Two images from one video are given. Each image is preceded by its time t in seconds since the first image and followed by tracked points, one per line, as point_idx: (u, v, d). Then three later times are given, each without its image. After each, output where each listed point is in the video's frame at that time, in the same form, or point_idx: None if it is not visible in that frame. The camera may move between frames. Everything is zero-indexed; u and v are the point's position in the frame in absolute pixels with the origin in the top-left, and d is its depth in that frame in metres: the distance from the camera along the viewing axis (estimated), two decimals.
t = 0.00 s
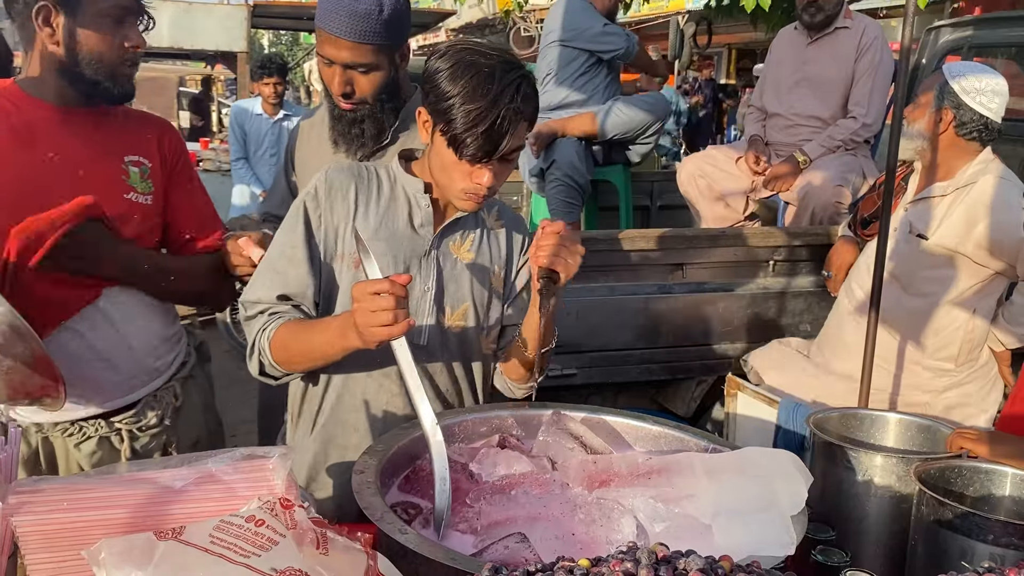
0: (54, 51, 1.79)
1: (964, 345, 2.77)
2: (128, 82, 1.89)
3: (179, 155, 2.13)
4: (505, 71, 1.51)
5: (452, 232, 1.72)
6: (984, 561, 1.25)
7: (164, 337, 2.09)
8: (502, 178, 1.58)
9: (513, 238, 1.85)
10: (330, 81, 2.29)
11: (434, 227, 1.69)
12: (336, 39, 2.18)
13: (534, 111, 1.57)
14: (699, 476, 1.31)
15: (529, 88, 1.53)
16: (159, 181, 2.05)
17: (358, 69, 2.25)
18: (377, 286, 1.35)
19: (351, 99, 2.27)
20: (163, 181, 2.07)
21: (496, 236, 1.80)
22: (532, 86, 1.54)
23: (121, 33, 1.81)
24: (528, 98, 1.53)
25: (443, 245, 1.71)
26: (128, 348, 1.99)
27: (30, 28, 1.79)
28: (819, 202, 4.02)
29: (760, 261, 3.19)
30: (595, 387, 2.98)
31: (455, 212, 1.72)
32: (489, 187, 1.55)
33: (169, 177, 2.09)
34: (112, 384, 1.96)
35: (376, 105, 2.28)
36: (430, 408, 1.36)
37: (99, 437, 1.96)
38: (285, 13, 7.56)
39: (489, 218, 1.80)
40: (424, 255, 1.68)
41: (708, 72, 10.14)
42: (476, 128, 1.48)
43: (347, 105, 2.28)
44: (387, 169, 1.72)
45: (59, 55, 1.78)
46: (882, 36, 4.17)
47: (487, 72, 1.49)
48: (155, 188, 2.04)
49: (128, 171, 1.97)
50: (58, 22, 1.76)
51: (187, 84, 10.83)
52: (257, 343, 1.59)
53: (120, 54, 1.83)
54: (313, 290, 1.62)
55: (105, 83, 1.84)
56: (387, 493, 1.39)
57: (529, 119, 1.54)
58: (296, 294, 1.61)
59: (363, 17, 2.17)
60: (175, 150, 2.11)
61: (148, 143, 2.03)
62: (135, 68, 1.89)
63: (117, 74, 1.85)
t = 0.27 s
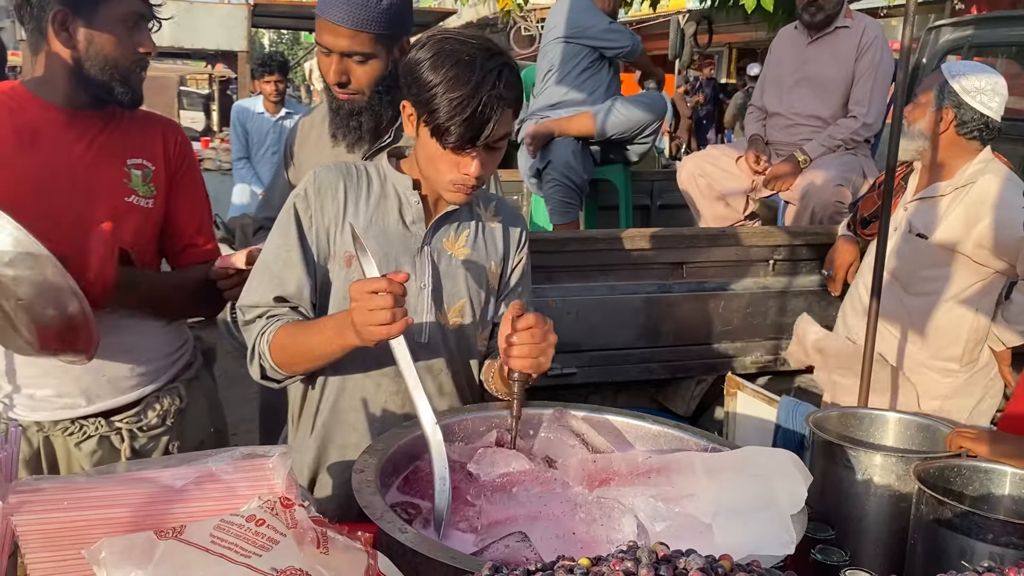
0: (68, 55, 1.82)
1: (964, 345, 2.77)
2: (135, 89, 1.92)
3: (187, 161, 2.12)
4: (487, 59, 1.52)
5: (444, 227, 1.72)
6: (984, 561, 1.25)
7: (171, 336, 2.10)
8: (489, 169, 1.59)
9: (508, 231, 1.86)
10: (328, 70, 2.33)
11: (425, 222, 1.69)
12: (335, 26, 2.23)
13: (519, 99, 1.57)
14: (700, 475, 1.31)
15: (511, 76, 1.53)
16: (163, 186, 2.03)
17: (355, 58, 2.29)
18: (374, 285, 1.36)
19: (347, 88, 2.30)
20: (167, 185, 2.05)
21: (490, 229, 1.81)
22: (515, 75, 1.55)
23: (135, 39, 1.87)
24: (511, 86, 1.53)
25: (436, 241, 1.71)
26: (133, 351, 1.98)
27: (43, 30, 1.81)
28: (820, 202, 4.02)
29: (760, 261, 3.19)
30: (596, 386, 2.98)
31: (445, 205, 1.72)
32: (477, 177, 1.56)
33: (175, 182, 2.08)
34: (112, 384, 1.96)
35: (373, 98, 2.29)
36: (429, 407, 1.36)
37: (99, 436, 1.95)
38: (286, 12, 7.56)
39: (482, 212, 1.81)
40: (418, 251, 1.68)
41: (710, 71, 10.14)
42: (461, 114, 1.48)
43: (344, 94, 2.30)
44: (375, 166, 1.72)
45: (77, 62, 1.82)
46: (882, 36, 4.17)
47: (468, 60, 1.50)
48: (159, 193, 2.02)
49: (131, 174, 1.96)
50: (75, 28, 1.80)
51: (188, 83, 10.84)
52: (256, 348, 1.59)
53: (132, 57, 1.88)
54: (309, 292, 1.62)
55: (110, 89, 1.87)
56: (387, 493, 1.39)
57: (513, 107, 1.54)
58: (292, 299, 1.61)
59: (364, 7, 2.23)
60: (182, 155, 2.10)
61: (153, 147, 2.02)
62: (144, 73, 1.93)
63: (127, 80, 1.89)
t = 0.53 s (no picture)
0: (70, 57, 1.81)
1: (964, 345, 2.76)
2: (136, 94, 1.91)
3: (192, 161, 2.10)
4: (453, 52, 1.52)
5: (434, 221, 1.71)
6: (983, 561, 1.25)
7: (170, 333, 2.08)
8: (467, 162, 1.59)
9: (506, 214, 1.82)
10: (326, 65, 2.32)
11: (413, 218, 1.69)
12: (333, 19, 2.23)
13: (490, 90, 1.56)
14: (699, 475, 1.31)
15: (477, 67, 1.53)
16: (161, 189, 2.02)
17: (352, 51, 2.27)
18: (365, 289, 1.35)
19: (345, 83, 2.29)
20: (167, 189, 2.04)
21: (485, 216, 1.78)
22: (482, 66, 1.55)
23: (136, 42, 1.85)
24: (478, 78, 1.52)
25: (426, 236, 1.70)
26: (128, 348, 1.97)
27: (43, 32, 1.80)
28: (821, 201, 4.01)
29: (759, 260, 3.19)
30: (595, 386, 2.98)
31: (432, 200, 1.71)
32: (452, 172, 1.56)
33: (178, 184, 2.07)
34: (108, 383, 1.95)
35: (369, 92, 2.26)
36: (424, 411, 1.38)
37: (90, 433, 1.96)
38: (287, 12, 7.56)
39: (476, 200, 1.79)
40: (409, 248, 1.68)
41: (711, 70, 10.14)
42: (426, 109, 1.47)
43: (340, 89, 2.28)
44: (361, 167, 1.73)
45: (80, 68, 1.82)
46: (883, 36, 4.16)
47: (433, 55, 1.50)
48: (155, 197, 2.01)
49: (127, 178, 1.96)
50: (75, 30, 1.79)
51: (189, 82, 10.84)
52: (257, 359, 1.59)
53: (134, 62, 1.86)
54: (303, 299, 1.62)
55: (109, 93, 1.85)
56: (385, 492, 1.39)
57: (483, 99, 1.54)
58: (288, 307, 1.61)
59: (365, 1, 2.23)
60: (187, 158, 2.09)
61: (155, 149, 2.01)
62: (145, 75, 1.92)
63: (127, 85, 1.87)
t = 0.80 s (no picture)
0: (52, 63, 1.78)
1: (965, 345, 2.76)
2: (126, 98, 1.90)
3: (191, 160, 2.07)
4: (406, 39, 1.51)
5: (425, 219, 1.70)
6: (985, 562, 1.24)
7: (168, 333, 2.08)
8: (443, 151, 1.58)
9: (501, 204, 1.80)
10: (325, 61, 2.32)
11: (401, 217, 1.68)
12: (329, 15, 2.24)
13: (451, 75, 1.56)
14: (700, 476, 1.31)
15: (434, 53, 1.53)
16: (156, 191, 1.99)
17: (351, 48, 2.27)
18: (374, 294, 1.35)
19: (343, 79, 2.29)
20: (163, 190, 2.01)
21: (480, 208, 1.76)
22: (439, 51, 1.54)
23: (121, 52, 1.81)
24: (436, 63, 1.52)
25: (417, 233, 1.69)
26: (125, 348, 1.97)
27: (26, 36, 1.78)
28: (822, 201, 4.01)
29: (760, 261, 3.19)
30: (596, 386, 2.98)
31: (417, 196, 1.70)
32: (427, 163, 1.55)
33: (174, 185, 2.04)
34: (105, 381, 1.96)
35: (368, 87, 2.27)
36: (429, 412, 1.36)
37: (80, 433, 1.98)
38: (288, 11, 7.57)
39: (469, 191, 1.77)
40: (398, 249, 1.67)
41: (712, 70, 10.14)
42: (386, 100, 1.47)
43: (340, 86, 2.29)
44: (348, 170, 1.73)
45: (67, 74, 1.79)
46: (884, 35, 4.15)
47: (385, 47, 1.50)
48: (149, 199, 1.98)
49: (119, 180, 1.93)
50: (54, 34, 1.74)
51: (191, 82, 10.86)
52: (264, 369, 1.60)
53: (116, 71, 1.81)
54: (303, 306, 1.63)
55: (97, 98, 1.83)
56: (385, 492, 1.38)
57: (442, 84, 1.53)
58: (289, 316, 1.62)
59: None
60: (184, 158, 2.05)
61: (150, 150, 1.99)
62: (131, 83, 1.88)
63: (116, 90, 1.85)
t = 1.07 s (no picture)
0: (37, 65, 1.79)
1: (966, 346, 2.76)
2: (113, 99, 1.91)
3: (186, 156, 2.07)
4: (399, 39, 1.50)
5: (427, 212, 1.70)
6: (989, 563, 1.24)
7: (168, 333, 2.09)
8: (442, 147, 1.57)
9: (499, 184, 1.80)
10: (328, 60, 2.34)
11: (403, 214, 1.68)
12: (334, 11, 2.23)
13: (446, 69, 1.54)
14: (703, 476, 1.30)
15: (427, 49, 1.51)
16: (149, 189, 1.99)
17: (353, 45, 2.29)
18: (392, 302, 1.36)
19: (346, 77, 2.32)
20: (156, 187, 2.02)
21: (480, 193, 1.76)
22: (431, 46, 1.53)
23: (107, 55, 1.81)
24: (428, 58, 1.51)
25: (421, 226, 1.69)
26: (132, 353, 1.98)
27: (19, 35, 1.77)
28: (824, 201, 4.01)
29: (762, 261, 3.19)
30: (597, 386, 2.98)
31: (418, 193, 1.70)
32: (428, 162, 1.55)
33: (167, 183, 2.05)
34: (107, 381, 1.96)
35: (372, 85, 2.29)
36: (437, 412, 1.39)
37: (80, 433, 1.97)
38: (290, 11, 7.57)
39: (466, 179, 1.78)
40: (404, 245, 1.67)
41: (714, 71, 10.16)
42: (384, 103, 1.45)
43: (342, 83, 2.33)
44: (345, 171, 1.73)
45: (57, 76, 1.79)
46: (887, 36, 4.15)
47: (379, 48, 1.49)
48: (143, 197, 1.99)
49: (112, 178, 1.94)
50: (40, 36, 1.75)
51: (192, 81, 10.87)
52: (281, 375, 1.60)
53: (103, 75, 1.82)
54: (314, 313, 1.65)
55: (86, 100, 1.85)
56: (389, 491, 1.38)
57: (438, 79, 1.52)
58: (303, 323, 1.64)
59: None
60: (179, 155, 2.06)
61: (142, 147, 1.98)
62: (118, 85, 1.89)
63: (102, 93, 1.87)
